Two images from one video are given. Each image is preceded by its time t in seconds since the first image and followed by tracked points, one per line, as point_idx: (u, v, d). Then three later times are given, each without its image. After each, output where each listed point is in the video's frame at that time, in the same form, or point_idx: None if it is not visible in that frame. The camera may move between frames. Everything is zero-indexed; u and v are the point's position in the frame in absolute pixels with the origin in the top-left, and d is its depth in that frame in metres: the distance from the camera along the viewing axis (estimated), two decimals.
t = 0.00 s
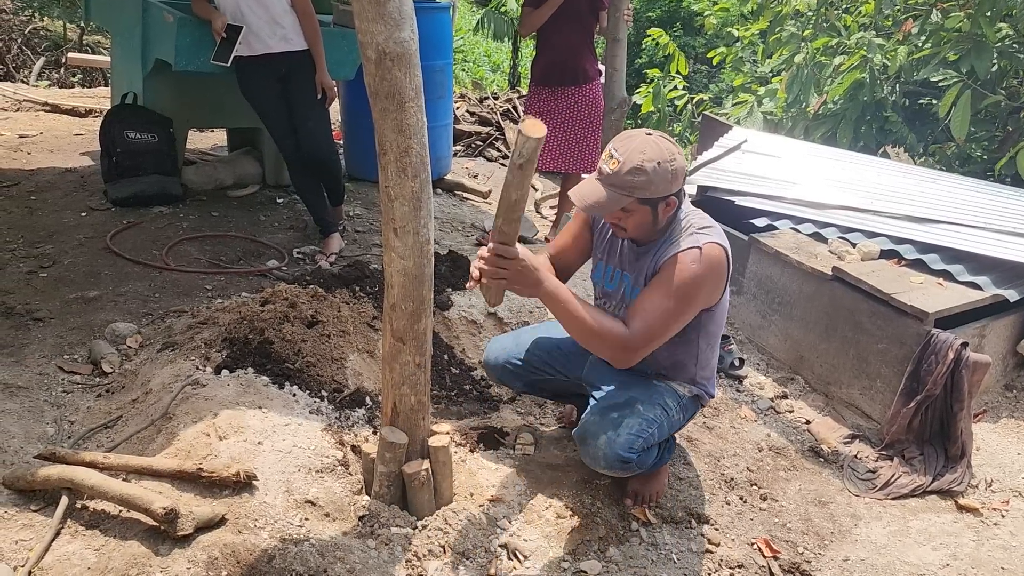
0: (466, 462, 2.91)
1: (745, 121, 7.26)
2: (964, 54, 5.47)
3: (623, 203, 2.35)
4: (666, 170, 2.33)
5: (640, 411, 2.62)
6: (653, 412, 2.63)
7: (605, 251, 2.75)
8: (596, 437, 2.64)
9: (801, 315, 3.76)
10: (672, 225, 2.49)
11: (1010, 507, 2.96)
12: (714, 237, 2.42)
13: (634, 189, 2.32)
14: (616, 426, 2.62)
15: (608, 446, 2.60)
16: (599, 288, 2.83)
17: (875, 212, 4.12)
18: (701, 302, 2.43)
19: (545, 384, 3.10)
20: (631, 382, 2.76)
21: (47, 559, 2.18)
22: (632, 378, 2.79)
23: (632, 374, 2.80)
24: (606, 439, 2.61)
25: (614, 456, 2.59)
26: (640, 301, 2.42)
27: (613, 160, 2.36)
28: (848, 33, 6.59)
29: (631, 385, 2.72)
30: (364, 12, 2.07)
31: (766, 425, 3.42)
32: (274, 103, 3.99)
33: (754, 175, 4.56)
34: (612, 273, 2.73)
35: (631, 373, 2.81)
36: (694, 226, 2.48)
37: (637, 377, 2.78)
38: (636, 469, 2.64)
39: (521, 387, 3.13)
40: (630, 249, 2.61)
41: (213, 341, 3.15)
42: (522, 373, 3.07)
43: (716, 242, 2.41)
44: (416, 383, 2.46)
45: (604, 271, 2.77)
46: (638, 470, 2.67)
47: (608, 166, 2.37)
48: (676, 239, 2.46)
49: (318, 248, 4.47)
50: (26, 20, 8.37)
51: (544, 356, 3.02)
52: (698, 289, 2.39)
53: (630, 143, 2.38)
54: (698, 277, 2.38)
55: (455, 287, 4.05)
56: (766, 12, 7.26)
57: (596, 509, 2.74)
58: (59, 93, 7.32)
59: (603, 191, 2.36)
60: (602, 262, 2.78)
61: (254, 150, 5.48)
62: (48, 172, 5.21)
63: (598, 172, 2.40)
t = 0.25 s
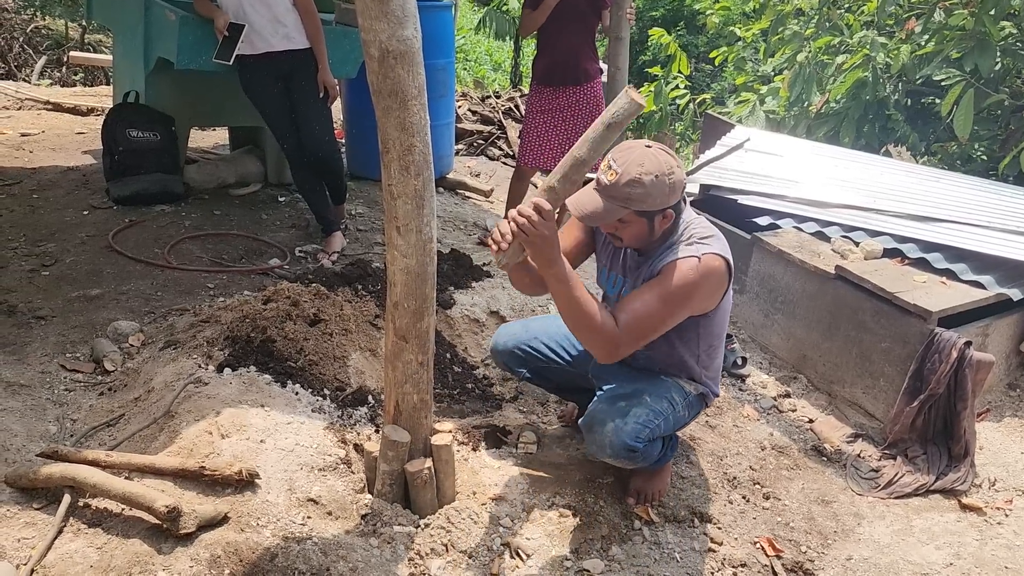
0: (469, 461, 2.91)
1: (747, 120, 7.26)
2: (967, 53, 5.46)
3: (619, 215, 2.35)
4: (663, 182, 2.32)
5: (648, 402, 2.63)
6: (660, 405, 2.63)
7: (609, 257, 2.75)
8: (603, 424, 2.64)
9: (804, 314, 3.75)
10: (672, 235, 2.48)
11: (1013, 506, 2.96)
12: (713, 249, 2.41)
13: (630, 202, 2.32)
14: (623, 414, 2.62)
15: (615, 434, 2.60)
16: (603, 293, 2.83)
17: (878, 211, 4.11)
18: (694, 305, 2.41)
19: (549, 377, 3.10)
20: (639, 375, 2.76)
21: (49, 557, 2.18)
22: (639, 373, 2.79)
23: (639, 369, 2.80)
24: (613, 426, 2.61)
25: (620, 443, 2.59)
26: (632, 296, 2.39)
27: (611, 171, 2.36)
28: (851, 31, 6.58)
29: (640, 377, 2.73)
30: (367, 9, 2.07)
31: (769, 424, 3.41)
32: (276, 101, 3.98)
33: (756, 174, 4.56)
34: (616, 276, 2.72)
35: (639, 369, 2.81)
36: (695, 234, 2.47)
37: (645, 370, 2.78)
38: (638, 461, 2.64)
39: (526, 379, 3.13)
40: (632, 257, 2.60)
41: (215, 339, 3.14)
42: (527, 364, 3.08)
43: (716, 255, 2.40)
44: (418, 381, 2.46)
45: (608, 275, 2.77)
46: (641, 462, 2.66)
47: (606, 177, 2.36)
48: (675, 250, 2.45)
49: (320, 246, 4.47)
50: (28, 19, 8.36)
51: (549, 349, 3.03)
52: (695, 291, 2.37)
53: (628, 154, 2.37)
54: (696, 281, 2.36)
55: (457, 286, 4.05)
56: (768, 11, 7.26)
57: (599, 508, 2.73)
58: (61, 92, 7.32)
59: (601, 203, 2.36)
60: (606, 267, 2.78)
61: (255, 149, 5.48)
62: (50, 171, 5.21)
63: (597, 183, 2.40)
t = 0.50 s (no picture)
0: (469, 460, 2.91)
1: (749, 119, 7.25)
2: (969, 51, 5.45)
3: (627, 205, 2.36)
4: (672, 174, 2.33)
5: (658, 405, 2.62)
6: (669, 408, 2.63)
7: (612, 255, 2.73)
8: (612, 427, 2.62)
9: (806, 314, 3.74)
10: (679, 233, 2.47)
11: (1014, 506, 2.96)
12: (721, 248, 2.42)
13: (638, 191, 2.33)
14: (633, 417, 2.60)
15: (626, 438, 2.58)
16: (605, 290, 2.82)
17: (880, 210, 4.11)
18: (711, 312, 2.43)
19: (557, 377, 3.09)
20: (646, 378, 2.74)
21: (50, 555, 2.19)
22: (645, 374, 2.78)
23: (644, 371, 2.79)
24: (623, 429, 2.59)
25: (629, 447, 2.58)
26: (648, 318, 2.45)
27: (619, 163, 2.38)
28: (853, 30, 6.56)
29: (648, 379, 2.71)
30: (368, 8, 2.07)
31: (769, 424, 3.41)
32: (277, 100, 3.98)
33: (758, 173, 4.55)
34: (619, 275, 2.71)
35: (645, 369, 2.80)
36: (702, 235, 2.46)
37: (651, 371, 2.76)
38: (646, 464, 2.64)
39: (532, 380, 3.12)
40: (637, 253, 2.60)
41: (215, 338, 3.14)
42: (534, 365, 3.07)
43: (723, 254, 2.41)
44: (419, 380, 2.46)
45: (611, 273, 2.75)
46: (649, 465, 2.66)
47: (614, 168, 2.38)
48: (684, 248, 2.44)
49: (322, 245, 4.47)
50: (30, 18, 8.37)
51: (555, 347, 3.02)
52: (707, 297, 2.39)
53: (636, 146, 2.39)
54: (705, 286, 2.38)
55: (458, 285, 4.05)
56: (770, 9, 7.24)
57: (599, 507, 2.73)
58: (63, 90, 7.33)
59: (609, 193, 2.37)
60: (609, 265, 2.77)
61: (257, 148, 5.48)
62: (52, 170, 5.22)
63: (605, 173, 2.41)
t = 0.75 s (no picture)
0: (469, 459, 2.91)
1: (750, 118, 7.24)
2: (971, 51, 5.45)
3: (624, 198, 2.36)
4: (668, 166, 2.33)
5: (642, 402, 2.62)
6: (655, 405, 2.62)
7: (610, 246, 2.75)
8: (596, 425, 2.64)
9: (806, 313, 3.74)
10: (675, 222, 2.48)
11: (1015, 505, 2.96)
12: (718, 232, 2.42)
13: (634, 184, 2.32)
14: (617, 415, 2.62)
15: (609, 436, 2.60)
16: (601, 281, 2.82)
17: (881, 209, 4.11)
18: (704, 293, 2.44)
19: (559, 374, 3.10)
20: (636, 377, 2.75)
21: (51, 553, 2.19)
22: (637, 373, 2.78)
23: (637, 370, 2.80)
24: (606, 427, 2.61)
25: (613, 444, 2.59)
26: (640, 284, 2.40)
27: (614, 156, 2.37)
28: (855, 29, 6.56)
29: (636, 378, 2.72)
30: (369, 7, 2.07)
31: (770, 423, 3.41)
32: (279, 99, 3.99)
33: (760, 172, 4.55)
34: (615, 267, 2.72)
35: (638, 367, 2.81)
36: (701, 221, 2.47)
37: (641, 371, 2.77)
38: (635, 461, 2.63)
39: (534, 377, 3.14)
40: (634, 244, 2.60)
41: (216, 337, 3.15)
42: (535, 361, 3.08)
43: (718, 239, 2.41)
44: (419, 379, 2.46)
45: (608, 265, 2.77)
46: (640, 463, 2.66)
47: (609, 163, 2.37)
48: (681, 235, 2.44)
49: (323, 244, 4.48)
50: (32, 16, 8.37)
51: (556, 342, 3.04)
52: (701, 275, 2.37)
53: (631, 140, 2.38)
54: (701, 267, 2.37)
55: (459, 284, 4.04)
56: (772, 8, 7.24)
57: (600, 505, 2.73)
58: (65, 89, 7.33)
59: (604, 187, 2.36)
60: (606, 257, 2.78)
61: (258, 147, 5.48)
62: (53, 168, 5.22)
63: (601, 167, 2.40)
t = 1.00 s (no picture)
0: (471, 457, 2.92)
1: (752, 117, 7.23)
2: (973, 51, 5.45)
3: (621, 205, 2.36)
4: (665, 172, 2.33)
5: (640, 388, 2.62)
6: (653, 391, 2.62)
7: (606, 241, 2.74)
8: (594, 411, 2.62)
9: (808, 312, 3.74)
10: (668, 225, 2.49)
11: (1017, 504, 2.96)
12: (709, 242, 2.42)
13: (632, 190, 2.33)
14: (614, 400, 2.61)
15: (607, 421, 2.58)
16: (597, 274, 2.83)
17: (883, 209, 4.11)
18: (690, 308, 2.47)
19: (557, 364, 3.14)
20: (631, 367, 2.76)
21: (53, 551, 2.19)
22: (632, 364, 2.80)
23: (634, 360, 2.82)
24: (604, 412, 2.60)
25: (612, 429, 2.57)
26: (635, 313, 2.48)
27: (612, 161, 2.37)
28: (857, 27, 6.55)
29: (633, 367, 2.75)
30: (371, 6, 2.07)
31: (771, 422, 3.41)
32: (280, 98, 3.99)
33: (762, 171, 4.55)
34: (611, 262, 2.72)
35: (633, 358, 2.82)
36: (690, 228, 2.47)
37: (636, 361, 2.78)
38: (633, 447, 2.62)
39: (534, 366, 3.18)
40: (626, 246, 2.61)
41: (218, 335, 3.15)
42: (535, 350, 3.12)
43: (708, 250, 2.41)
44: (421, 377, 2.46)
45: (604, 259, 2.77)
46: (637, 450, 2.64)
47: (608, 167, 2.37)
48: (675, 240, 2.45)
49: (325, 243, 4.48)
50: (34, 15, 8.37)
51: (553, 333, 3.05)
52: (692, 289, 2.41)
53: (629, 145, 2.39)
54: (690, 280, 2.39)
55: (461, 282, 4.04)
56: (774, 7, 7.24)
57: (601, 504, 2.73)
58: (67, 88, 7.34)
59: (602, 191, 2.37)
60: (602, 250, 2.78)
61: (260, 146, 5.49)
62: (55, 167, 5.23)
63: (599, 172, 2.41)
